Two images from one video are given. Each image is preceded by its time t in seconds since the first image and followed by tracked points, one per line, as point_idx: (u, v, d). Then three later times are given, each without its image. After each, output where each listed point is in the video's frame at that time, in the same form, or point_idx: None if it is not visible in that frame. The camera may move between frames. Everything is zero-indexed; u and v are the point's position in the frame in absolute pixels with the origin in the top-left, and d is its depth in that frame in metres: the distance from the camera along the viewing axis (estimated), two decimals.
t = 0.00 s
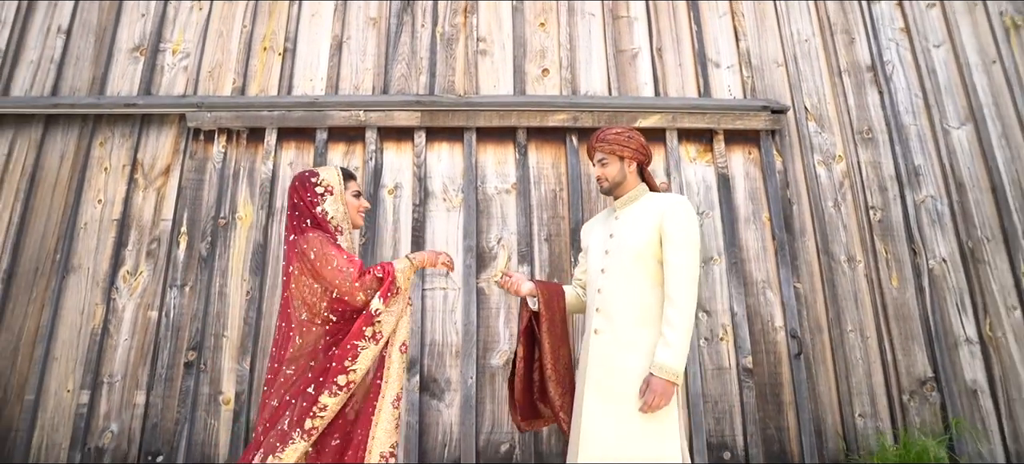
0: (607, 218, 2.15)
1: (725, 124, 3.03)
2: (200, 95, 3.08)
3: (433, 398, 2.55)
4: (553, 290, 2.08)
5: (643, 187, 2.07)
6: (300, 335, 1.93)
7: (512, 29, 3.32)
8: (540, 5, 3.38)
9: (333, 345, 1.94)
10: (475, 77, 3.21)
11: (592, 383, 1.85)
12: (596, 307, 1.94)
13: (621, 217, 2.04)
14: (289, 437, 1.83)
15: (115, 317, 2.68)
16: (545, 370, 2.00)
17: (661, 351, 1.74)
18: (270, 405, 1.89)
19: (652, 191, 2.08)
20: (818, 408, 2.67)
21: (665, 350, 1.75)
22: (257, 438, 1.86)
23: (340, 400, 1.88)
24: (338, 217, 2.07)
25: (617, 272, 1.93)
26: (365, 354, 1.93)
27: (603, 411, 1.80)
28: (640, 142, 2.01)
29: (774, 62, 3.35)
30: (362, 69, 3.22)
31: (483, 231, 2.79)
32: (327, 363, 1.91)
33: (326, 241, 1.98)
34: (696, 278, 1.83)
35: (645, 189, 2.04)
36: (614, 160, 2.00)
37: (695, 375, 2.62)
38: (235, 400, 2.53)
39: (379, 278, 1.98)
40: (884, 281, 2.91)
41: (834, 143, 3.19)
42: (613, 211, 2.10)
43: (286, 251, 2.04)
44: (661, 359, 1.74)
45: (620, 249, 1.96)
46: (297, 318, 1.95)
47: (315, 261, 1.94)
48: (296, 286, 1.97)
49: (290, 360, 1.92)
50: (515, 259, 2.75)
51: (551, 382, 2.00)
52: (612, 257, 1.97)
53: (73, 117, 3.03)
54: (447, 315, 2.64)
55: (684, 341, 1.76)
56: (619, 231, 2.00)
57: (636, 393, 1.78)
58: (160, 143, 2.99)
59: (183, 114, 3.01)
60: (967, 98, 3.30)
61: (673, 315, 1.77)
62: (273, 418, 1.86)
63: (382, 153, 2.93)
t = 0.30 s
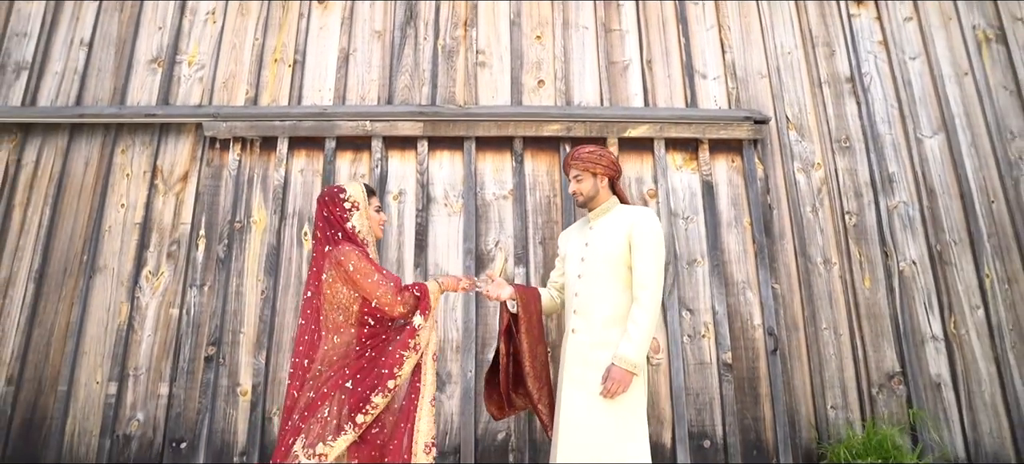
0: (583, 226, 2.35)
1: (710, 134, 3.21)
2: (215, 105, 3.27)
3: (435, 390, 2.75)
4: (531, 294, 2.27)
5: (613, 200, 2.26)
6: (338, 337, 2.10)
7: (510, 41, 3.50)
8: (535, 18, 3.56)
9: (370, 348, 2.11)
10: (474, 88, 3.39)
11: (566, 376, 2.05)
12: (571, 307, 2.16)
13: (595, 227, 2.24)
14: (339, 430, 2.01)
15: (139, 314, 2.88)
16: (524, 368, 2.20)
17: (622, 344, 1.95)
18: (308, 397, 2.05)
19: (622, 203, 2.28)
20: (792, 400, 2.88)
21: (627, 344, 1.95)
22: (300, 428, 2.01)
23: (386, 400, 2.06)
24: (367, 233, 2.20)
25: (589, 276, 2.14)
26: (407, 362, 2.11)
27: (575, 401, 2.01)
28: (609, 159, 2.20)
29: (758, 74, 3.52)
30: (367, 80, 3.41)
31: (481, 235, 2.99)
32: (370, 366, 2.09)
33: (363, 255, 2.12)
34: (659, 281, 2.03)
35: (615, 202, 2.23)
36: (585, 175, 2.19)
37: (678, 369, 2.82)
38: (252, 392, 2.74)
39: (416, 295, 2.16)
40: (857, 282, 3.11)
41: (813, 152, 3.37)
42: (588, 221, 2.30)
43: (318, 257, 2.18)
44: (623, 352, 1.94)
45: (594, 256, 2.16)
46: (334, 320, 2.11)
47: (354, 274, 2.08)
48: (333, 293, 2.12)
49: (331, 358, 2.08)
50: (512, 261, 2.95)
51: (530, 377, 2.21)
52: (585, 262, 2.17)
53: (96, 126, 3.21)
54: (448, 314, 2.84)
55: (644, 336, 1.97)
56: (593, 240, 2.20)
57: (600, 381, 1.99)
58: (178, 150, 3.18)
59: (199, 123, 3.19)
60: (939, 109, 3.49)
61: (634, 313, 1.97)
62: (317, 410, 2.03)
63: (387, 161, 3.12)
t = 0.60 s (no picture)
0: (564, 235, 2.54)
1: (696, 145, 3.39)
2: (229, 117, 3.46)
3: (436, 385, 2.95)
4: (517, 298, 2.46)
5: (593, 210, 2.46)
6: (361, 340, 2.20)
7: (507, 56, 3.68)
8: (532, 33, 3.75)
9: (392, 353, 2.22)
10: (474, 101, 3.58)
11: (556, 375, 2.25)
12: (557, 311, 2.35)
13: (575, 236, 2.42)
14: (368, 423, 2.11)
15: (159, 314, 3.08)
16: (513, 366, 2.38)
17: (607, 345, 2.15)
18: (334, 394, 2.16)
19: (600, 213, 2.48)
20: (771, 396, 3.08)
21: (610, 344, 2.15)
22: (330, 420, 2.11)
23: (410, 401, 2.18)
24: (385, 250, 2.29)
25: (573, 283, 2.33)
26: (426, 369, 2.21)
27: (565, 397, 2.20)
28: (589, 175, 2.39)
29: (743, 86, 3.70)
30: (372, 92, 3.60)
31: (480, 241, 3.19)
32: (393, 368, 2.19)
33: (387, 270, 2.21)
34: (637, 286, 2.23)
35: (594, 212, 2.43)
36: (569, 190, 2.37)
37: (664, 366, 3.02)
38: (265, 386, 2.94)
39: (430, 313, 2.27)
40: (834, 285, 3.30)
41: (794, 161, 3.55)
42: (570, 230, 2.49)
43: (337, 266, 2.24)
44: (608, 352, 2.14)
45: (577, 264, 2.35)
46: (357, 326, 2.20)
47: (378, 287, 2.17)
48: (356, 302, 2.20)
49: (356, 359, 2.18)
50: (509, 265, 3.15)
51: (518, 374, 2.41)
52: (568, 270, 2.36)
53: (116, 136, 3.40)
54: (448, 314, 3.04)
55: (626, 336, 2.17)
56: (575, 248, 2.39)
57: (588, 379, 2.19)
58: (194, 159, 3.37)
59: (214, 133, 3.38)
60: (914, 120, 3.68)
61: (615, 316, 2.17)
62: (346, 405, 2.13)
63: (392, 170, 3.32)
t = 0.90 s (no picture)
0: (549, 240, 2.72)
1: (683, 153, 3.59)
2: (242, 125, 3.65)
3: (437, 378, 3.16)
4: (509, 300, 2.66)
5: (577, 215, 2.64)
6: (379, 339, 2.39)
7: (505, 67, 3.88)
8: (528, 46, 3.94)
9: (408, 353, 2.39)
10: (473, 111, 3.78)
11: (551, 372, 2.43)
12: (548, 314, 2.53)
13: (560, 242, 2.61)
14: (391, 412, 2.29)
15: (178, 311, 3.28)
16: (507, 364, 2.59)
17: (599, 344, 2.34)
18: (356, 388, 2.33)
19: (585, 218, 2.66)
20: (752, 389, 3.28)
21: (602, 342, 2.34)
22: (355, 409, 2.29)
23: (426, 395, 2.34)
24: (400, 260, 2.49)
25: (562, 286, 2.52)
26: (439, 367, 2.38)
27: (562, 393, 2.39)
28: (575, 185, 2.57)
29: (729, 96, 3.89)
30: (377, 102, 3.79)
31: (479, 243, 3.39)
32: (409, 364, 2.37)
33: (402, 277, 2.41)
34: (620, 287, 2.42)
35: (578, 218, 2.61)
36: (557, 199, 2.55)
37: (651, 361, 3.22)
38: (278, 379, 3.14)
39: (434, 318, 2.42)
40: (813, 284, 3.50)
41: (776, 168, 3.74)
42: (556, 235, 2.67)
43: (354, 272, 2.43)
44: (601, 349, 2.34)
45: (564, 269, 2.53)
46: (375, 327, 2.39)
47: (392, 293, 2.37)
48: (373, 306, 2.40)
49: (375, 356, 2.37)
50: (506, 266, 3.35)
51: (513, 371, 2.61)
52: (556, 275, 2.55)
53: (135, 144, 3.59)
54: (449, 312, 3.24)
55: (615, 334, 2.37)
56: (561, 253, 2.57)
57: (584, 376, 2.39)
58: (209, 166, 3.57)
59: (228, 141, 3.57)
60: (891, 129, 3.89)
61: (603, 316, 2.37)
62: (369, 396, 2.31)
63: (396, 177, 3.51)
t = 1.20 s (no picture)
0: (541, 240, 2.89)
1: (671, 158, 3.80)
2: (253, 131, 3.85)
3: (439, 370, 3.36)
4: (501, 289, 2.86)
5: (567, 216, 2.83)
6: (393, 328, 2.59)
7: (503, 76, 4.08)
8: (525, 55, 4.14)
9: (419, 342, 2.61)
10: (473, 117, 3.99)
11: (544, 365, 2.62)
12: (537, 310, 2.72)
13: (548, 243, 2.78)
14: (408, 395, 2.52)
15: (194, 306, 3.48)
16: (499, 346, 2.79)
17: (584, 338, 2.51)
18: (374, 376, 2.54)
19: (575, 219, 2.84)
20: (734, 381, 3.48)
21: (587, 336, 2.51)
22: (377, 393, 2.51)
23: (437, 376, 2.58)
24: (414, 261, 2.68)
25: (549, 285, 2.70)
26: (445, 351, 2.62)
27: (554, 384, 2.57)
28: (565, 188, 2.76)
29: (715, 103, 4.09)
30: (381, 109, 4.00)
31: (479, 243, 3.60)
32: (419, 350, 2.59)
33: (417, 276, 2.62)
34: (603, 284, 2.58)
35: (567, 219, 2.79)
36: (548, 201, 2.75)
37: (639, 354, 3.43)
38: (289, 370, 3.35)
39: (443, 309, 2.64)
40: (793, 282, 3.71)
41: (760, 172, 3.94)
42: (548, 236, 2.86)
43: (369, 268, 2.61)
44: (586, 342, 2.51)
45: (550, 268, 2.72)
46: (389, 318, 2.58)
47: (409, 291, 2.57)
48: (387, 302, 2.58)
49: (390, 345, 2.57)
50: (503, 265, 3.57)
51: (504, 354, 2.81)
52: (544, 274, 2.73)
53: (152, 149, 3.79)
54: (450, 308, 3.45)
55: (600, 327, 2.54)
56: (548, 254, 2.75)
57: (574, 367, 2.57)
58: (223, 169, 3.77)
59: (240, 146, 3.77)
60: (869, 135, 4.09)
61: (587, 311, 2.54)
62: (388, 381, 2.53)
63: (400, 180, 3.72)
